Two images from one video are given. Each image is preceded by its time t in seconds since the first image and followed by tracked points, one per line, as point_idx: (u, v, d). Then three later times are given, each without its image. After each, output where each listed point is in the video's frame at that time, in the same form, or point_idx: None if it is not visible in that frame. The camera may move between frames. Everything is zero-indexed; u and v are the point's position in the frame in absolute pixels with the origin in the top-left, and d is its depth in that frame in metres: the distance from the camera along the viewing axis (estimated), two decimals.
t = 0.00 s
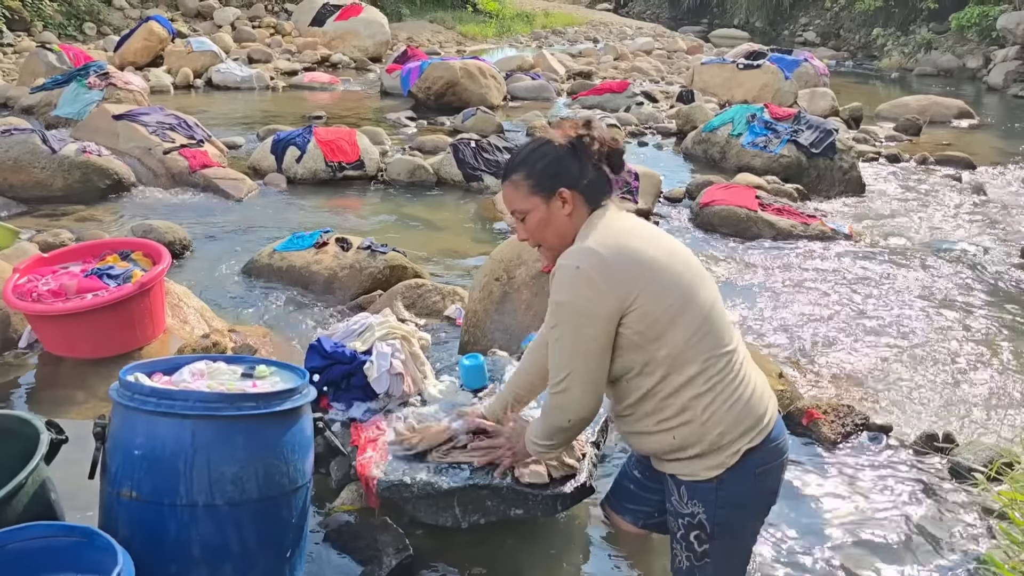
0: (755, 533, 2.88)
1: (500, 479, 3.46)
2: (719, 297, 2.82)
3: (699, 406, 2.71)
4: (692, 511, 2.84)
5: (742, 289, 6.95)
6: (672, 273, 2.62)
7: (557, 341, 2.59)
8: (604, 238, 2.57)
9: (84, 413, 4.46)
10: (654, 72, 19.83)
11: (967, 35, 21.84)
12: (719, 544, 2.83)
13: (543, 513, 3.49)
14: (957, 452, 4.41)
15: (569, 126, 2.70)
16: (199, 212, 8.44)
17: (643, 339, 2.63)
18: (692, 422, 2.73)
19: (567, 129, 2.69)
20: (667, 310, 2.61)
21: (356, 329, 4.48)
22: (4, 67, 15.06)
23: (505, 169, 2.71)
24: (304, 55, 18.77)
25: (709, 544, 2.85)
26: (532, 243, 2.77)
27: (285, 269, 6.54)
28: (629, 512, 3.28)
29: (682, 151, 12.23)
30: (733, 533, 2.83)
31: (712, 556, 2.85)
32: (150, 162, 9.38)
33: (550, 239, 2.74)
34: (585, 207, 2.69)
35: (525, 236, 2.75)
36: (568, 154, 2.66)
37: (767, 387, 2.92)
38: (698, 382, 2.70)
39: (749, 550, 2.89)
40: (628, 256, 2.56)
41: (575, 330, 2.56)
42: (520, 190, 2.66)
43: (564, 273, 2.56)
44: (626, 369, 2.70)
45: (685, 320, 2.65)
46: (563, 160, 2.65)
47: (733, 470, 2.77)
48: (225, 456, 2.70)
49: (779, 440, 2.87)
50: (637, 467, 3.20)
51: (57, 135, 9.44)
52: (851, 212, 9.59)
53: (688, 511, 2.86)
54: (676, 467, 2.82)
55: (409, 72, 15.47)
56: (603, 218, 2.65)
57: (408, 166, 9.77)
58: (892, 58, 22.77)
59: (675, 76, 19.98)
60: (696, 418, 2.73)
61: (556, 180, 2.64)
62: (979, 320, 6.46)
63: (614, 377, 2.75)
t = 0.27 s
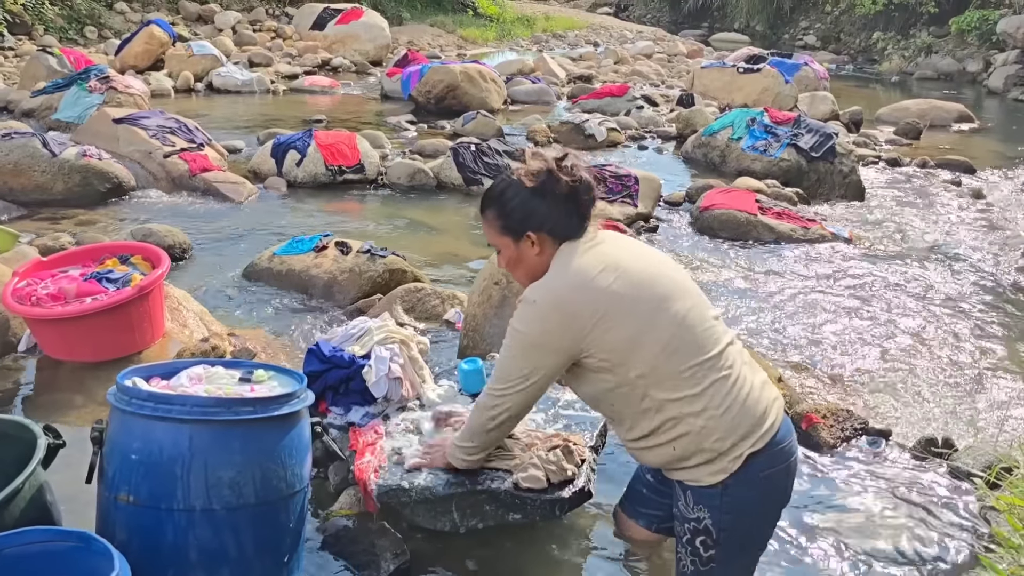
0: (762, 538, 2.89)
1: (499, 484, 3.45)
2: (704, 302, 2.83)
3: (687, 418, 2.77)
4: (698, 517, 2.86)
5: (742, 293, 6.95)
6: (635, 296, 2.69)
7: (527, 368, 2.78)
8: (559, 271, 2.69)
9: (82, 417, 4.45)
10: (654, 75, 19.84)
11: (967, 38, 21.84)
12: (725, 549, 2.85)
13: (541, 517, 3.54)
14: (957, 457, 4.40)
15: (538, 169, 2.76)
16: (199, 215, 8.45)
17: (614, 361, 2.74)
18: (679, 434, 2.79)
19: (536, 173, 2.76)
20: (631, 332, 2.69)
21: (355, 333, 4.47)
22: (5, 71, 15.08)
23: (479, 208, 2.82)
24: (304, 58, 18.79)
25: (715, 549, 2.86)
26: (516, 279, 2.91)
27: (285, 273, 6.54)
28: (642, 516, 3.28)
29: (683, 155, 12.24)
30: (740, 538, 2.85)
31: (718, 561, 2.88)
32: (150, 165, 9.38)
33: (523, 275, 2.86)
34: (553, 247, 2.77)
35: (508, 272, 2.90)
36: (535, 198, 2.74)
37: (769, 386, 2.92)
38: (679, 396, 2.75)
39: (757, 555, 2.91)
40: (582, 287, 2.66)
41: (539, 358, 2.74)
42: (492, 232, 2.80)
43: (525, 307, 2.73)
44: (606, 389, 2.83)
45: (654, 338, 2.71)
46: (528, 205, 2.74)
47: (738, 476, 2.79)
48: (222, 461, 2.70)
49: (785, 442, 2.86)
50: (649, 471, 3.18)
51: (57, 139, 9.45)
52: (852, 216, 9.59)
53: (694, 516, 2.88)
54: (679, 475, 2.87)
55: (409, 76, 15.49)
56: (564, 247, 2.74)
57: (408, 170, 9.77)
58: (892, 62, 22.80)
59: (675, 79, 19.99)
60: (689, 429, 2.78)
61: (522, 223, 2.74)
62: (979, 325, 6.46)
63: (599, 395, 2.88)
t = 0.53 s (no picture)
0: (732, 541, 2.92)
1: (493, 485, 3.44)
2: (694, 307, 2.85)
3: (657, 419, 2.79)
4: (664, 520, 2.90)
5: (742, 296, 6.94)
6: (636, 286, 2.70)
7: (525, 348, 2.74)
8: (567, 250, 2.68)
9: (81, 420, 4.45)
10: (654, 79, 19.86)
11: (967, 42, 21.86)
12: (693, 552, 2.89)
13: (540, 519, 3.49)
14: (956, 459, 4.39)
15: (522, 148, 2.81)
16: (199, 218, 8.44)
17: (608, 350, 2.74)
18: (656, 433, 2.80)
19: (518, 151, 2.80)
20: (628, 323, 2.70)
21: (354, 336, 4.46)
22: (5, 74, 15.08)
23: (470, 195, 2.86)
24: (304, 61, 18.80)
25: (683, 551, 2.91)
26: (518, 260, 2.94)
27: (284, 275, 6.53)
28: (614, 518, 3.32)
29: (682, 157, 12.24)
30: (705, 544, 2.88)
31: (688, 564, 2.91)
32: (150, 168, 9.38)
33: (525, 256, 2.90)
34: (548, 221, 2.80)
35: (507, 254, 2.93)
36: (522, 175, 2.78)
37: (746, 396, 2.94)
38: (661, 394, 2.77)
39: (727, 558, 2.94)
40: (590, 270, 2.66)
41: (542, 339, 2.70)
42: (485, 218, 2.84)
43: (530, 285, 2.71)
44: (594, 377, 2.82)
45: (647, 333, 2.72)
46: (517, 182, 2.77)
47: (702, 480, 2.81)
48: (220, 463, 2.69)
49: (754, 450, 2.88)
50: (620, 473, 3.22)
51: (57, 141, 9.44)
52: (851, 218, 9.59)
53: (660, 519, 2.92)
54: (646, 476, 2.89)
55: (409, 79, 15.50)
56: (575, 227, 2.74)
57: (408, 172, 9.77)
58: (892, 65, 22.83)
59: (675, 83, 20.01)
60: (658, 431, 2.80)
61: (513, 203, 2.78)
62: (979, 327, 6.46)
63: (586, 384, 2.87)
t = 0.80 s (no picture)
0: (745, 544, 2.93)
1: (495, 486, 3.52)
2: (686, 306, 2.84)
3: (662, 423, 2.80)
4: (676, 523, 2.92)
5: (743, 298, 6.94)
6: (612, 295, 2.71)
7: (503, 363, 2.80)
8: (540, 268, 2.71)
9: (81, 421, 4.44)
10: (655, 80, 19.87)
11: (967, 44, 21.87)
12: (706, 555, 2.90)
13: (541, 521, 3.57)
14: (958, 462, 4.39)
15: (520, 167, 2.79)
16: (199, 220, 8.44)
17: (588, 361, 2.77)
18: (655, 437, 2.82)
19: (517, 171, 2.78)
20: (605, 333, 2.72)
21: (354, 337, 4.46)
22: (6, 75, 15.09)
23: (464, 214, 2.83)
24: (305, 63, 18.82)
25: (697, 556, 2.92)
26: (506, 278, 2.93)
27: (285, 277, 6.54)
28: (630, 521, 3.30)
29: (683, 159, 12.24)
30: (719, 547, 2.89)
31: (701, 567, 2.93)
32: (150, 170, 9.38)
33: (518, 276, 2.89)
34: (542, 243, 2.79)
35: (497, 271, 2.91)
36: (520, 196, 2.76)
37: (749, 390, 2.92)
38: (656, 398, 2.78)
39: (740, 560, 2.94)
40: (563, 284, 2.68)
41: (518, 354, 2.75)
42: (479, 235, 2.81)
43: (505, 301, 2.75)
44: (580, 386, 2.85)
45: (628, 340, 2.73)
46: (515, 203, 2.75)
47: (714, 482, 2.81)
48: (221, 465, 2.69)
49: (765, 448, 2.87)
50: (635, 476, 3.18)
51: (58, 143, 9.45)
52: (852, 220, 9.59)
53: (674, 522, 2.93)
54: (657, 479, 2.91)
55: (409, 81, 15.51)
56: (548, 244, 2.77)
57: (409, 174, 9.77)
58: (892, 67, 22.86)
59: (675, 85, 20.03)
60: (664, 435, 2.80)
61: (510, 223, 2.76)
62: (980, 329, 6.45)
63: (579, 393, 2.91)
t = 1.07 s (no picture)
0: (721, 543, 2.93)
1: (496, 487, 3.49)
2: (670, 310, 2.84)
3: (635, 423, 2.80)
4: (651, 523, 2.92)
5: (743, 299, 6.94)
6: (600, 293, 2.71)
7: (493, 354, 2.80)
8: (531, 261, 2.72)
9: (82, 422, 4.44)
10: (655, 82, 19.88)
11: (967, 45, 21.88)
12: (682, 556, 2.90)
13: (542, 522, 3.55)
14: (959, 463, 4.38)
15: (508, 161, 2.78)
16: (200, 221, 8.44)
17: (574, 357, 2.77)
18: (632, 435, 2.82)
19: (506, 165, 2.78)
20: (592, 330, 2.72)
21: (355, 338, 4.46)
22: (6, 77, 15.09)
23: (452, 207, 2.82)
24: (305, 64, 18.82)
25: (674, 555, 2.92)
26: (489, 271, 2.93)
27: (286, 278, 6.54)
28: (607, 521, 3.28)
29: (683, 161, 12.24)
30: (693, 547, 2.89)
31: (679, 566, 2.93)
32: (151, 171, 9.38)
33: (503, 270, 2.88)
34: (530, 238, 2.80)
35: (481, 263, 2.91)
36: (509, 190, 2.76)
37: (728, 396, 2.92)
38: (634, 398, 2.78)
39: (718, 559, 2.94)
40: (552, 277, 2.68)
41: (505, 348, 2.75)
42: (467, 229, 2.80)
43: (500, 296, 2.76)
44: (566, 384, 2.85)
45: (614, 338, 2.74)
46: (504, 197, 2.75)
47: (683, 484, 2.81)
48: (222, 465, 2.69)
49: (739, 450, 2.86)
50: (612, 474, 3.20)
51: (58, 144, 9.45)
52: (852, 222, 9.59)
53: (649, 523, 2.93)
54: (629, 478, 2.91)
55: (410, 82, 15.52)
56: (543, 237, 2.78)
57: (410, 175, 9.77)
58: (892, 69, 22.88)
59: (675, 86, 20.03)
60: (637, 435, 2.81)
61: (499, 217, 2.76)
62: (980, 331, 6.45)
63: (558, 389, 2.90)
